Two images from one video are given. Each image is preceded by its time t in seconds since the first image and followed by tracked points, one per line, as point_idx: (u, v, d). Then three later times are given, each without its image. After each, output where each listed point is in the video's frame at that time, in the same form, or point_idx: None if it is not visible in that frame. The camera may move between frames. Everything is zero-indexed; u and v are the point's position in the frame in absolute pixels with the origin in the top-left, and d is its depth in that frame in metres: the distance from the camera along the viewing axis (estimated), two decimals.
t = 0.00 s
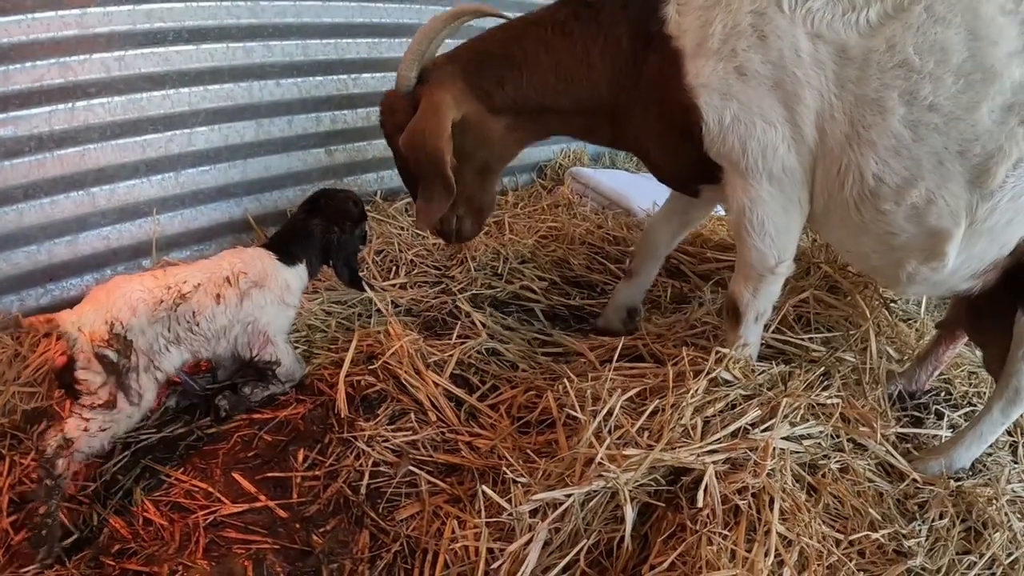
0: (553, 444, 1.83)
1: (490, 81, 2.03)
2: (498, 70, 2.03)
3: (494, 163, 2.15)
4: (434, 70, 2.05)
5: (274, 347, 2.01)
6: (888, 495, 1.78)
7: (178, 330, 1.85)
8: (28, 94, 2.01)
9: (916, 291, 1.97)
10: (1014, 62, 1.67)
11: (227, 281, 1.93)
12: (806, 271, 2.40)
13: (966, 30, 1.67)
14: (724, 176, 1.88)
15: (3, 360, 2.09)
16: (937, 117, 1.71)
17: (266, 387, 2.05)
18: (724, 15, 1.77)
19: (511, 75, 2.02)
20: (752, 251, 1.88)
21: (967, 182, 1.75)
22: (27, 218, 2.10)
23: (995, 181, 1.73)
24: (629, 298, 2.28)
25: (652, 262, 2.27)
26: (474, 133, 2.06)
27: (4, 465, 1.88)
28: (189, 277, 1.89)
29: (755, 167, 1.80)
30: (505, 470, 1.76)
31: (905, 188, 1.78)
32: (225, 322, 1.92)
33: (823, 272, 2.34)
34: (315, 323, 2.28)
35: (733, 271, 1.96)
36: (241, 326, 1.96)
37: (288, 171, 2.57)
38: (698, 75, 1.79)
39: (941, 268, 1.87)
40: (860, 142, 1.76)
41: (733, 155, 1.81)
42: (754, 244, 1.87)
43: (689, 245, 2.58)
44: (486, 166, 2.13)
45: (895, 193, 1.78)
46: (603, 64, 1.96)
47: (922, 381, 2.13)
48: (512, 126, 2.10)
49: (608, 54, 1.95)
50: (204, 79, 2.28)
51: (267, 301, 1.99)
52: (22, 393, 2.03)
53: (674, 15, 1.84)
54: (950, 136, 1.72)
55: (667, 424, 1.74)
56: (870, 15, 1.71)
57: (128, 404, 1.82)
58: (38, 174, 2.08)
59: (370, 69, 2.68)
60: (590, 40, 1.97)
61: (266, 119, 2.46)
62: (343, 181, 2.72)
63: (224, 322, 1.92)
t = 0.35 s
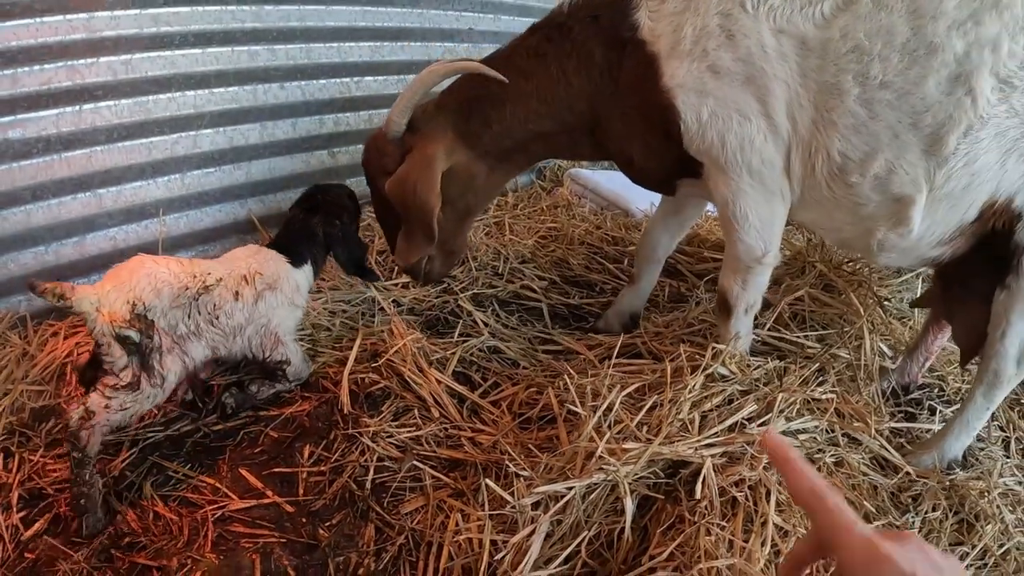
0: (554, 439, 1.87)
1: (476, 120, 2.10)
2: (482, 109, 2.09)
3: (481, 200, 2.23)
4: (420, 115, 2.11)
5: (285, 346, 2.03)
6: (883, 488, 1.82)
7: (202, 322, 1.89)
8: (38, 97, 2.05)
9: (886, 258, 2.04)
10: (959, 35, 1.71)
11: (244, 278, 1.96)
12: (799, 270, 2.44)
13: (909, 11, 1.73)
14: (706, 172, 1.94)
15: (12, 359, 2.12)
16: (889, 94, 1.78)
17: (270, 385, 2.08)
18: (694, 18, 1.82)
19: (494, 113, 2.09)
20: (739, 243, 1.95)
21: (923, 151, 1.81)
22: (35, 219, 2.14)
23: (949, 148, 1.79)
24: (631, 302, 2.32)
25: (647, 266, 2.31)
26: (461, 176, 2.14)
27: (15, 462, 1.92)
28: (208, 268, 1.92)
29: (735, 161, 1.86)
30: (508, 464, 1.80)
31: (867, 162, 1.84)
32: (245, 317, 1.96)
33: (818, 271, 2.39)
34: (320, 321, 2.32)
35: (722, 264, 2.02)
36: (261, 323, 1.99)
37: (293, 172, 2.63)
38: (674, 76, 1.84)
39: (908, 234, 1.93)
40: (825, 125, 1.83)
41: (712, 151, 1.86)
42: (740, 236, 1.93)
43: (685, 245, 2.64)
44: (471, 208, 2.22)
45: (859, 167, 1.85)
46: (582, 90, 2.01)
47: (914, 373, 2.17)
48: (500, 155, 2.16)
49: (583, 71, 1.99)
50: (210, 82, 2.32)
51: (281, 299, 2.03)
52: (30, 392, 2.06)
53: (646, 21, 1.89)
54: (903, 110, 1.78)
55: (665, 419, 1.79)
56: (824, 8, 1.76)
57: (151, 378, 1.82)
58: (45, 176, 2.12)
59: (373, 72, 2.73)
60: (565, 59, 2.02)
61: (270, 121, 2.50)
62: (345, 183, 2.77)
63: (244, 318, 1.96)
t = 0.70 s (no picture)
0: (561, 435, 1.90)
1: (465, 118, 2.13)
2: (471, 107, 2.13)
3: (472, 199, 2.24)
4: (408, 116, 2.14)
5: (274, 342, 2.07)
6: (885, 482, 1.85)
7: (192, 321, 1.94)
8: (47, 97, 2.08)
9: (860, 243, 2.08)
10: (918, 25, 1.77)
11: (225, 283, 2.01)
12: (799, 268, 2.49)
13: (871, 5, 1.80)
14: (688, 163, 1.97)
15: (20, 358, 2.14)
16: (853, 83, 1.83)
17: (276, 380, 2.11)
18: (672, 14, 1.88)
19: (483, 111, 2.13)
20: (726, 233, 1.97)
21: (888, 135, 1.86)
22: (43, 218, 2.17)
23: (912, 132, 1.83)
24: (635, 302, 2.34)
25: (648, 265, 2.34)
26: (450, 174, 2.16)
27: (23, 460, 1.94)
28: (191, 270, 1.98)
29: (716, 151, 1.89)
30: (515, 460, 1.82)
31: (836, 147, 1.90)
32: (230, 320, 2.01)
33: (818, 270, 2.43)
34: (325, 322, 2.34)
35: (711, 257, 2.06)
36: (242, 326, 2.04)
37: (297, 173, 2.66)
38: (652, 68, 1.89)
39: (877, 217, 1.96)
40: (798, 114, 1.89)
41: (693, 141, 1.89)
42: (726, 225, 1.96)
43: (685, 245, 2.67)
44: (462, 206, 2.23)
45: (830, 153, 1.91)
46: (568, 88, 2.07)
47: (912, 366, 2.19)
48: (489, 153, 2.19)
49: (569, 70, 2.05)
50: (217, 82, 2.35)
51: (260, 300, 2.07)
52: (38, 390, 2.08)
53: (629, 19, 1.95)
54: (867, 97, 1.84)
55: (669, 414, 1.82)
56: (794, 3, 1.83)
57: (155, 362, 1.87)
58: (54, 175, 2.15)
59: (377, 73, 2.76)
60: (550, 58, 2.08)
61: (275, 121, 2.53)
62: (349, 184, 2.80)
63: (229, 320, 2.01)
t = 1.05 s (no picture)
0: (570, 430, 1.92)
1: (460, 120, 2.16)
2: (465, 110, 2.16)
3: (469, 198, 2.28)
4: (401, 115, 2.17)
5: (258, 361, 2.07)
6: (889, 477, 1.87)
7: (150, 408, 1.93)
8: (56, 97, 2.12)
9: (851, 251, 2.10)
10: (904, 36, 1.78)
11: (173, 356, 1.96)
12: (802, 266, 2.51)
13: (861, 15, 1.80)
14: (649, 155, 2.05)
15: (30, 356, 2.14)
16: (840, 91, 1.85)
17: (280, 381, 2.11)
18: (655, 18, 1.91)
19: (477, 114, 2.15)
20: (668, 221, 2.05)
21: (875, 143, 1.89)
22: (52, 218, 2.19)
23: (897, 140, 1.85)
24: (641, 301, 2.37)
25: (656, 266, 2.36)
26: (447, 173, 2.19)
27: (33, 458, 1.96)
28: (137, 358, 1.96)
29: (686, 146, 1.96)
30: (524, 456, 1.84)
31: (823, 154, 1.92)
32: (195, 381, 2.00)
33: (821, 268, 2.46)
34: (334, 321, 2.35)
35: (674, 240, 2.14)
36: (210, 375, 2.02)
37: (304, 173, 2.68)
38: (631, 70, 1.94)
39: (867, 223, 1.98)
40: (784, 118, 1.92)
41: (666, 135, 1.97)
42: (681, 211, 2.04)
43: (688, 244, 2.70)
44: (459, 203, 2.27)
45: (815, 158, 1.93)
46: (562, 92, 2.10)
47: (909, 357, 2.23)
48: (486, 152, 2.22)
49: (554, 74, 2.09)
50: (226, 83, 2.39)
51: (218, 347, 2.02)
52: (49, 388, 2.07)
53: (610, 19, 1.98)
54: (854, 105, 1.85)
55: (675, 412, 1.84)
56: (781, 9, 1.84)
57: (128, 457, 1.90)
58: (63, 175, 2.17)
59: (384, 74, 2.79)
60: (540, 65, 2.11)
61: (283, 121, 2.56)
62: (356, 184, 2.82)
63: (193, 383, 2.00)
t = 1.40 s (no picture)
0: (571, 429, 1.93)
1: (443, 130, 2.16)
2: (448, 125, 2.16)
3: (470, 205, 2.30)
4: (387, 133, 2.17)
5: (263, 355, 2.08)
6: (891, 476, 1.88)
7: (164, 409, 1.94)
8: (60, 98, 2.13)
9: (829, 250, 2.11)
10: (882, 39, 1.79)
11: (189, 354, 1.98)
12: (801, 265, 2.52)
13: (838, 15, 1.81)
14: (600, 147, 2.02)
15: (34, 355, 2.15)
16: (812, 92, 1.86)
17: (286, 381, 2.12)
18: (625, 10, 1.91)
19: (460, 128, 2.16)
20: (611, 219, 2.06)
21: (850, 144, 1.89)
22: (57, 218, 2.21)
23: (875, 141, 1.85)
24: (642, 300, 2.39)
25: (653, 263, 2.38)
26: (439, 189, 2.20)
27: (38, 456, 1.97)
28: (151, 359, 1.96)
29: (634, 141, 1.97)
30: (526, 455, 1.85)
31: (792, 154, 1.93)
32: (207, 380, 2.02)
33: (820, 267, 2.47)
34: (336, 320, 2.37)
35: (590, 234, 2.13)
36: (222, 371, 2.04)
37: (307, 173, 2.69)
38: (597, 61, 1.94)
39: (846, 224, 1.99)
40: (749, 118, 1.94)
41: (611, 131, 1.97)
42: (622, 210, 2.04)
43: (688, 244, 2.71)
44: (453, 217, 2.27)
45: (783, 158, 1.94)
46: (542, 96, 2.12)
47: (908, 354, 2.24)
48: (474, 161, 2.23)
49: (531, 77, 2.12)
50: (229, 83, 2.41)
51: (234, 344, 2.04)
52: (53, 387, 2.09)
53: (580, 13, 1.99)
54: (830, 107, 1.86)
55: (675, 410, 1.86)
56: (755, 7, 1.86)
57: (140, 459, 1.90)
58: (68, 175, 2.19)
59: (387, 75, 2.80)
60: (515, 68, 2.15)
61: (286, 122, 2.57)
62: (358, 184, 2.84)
63: (205, 382, 2.01)
